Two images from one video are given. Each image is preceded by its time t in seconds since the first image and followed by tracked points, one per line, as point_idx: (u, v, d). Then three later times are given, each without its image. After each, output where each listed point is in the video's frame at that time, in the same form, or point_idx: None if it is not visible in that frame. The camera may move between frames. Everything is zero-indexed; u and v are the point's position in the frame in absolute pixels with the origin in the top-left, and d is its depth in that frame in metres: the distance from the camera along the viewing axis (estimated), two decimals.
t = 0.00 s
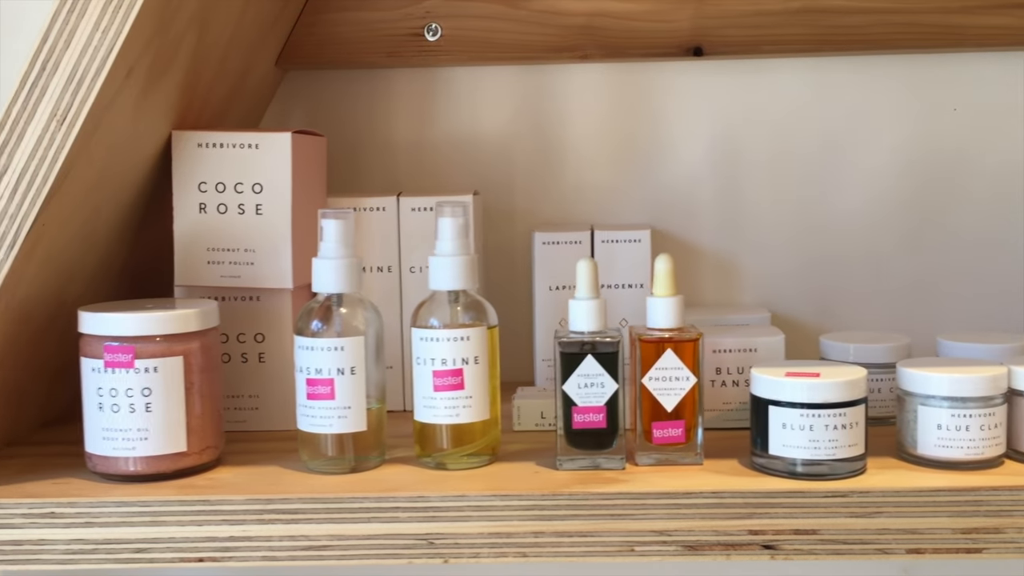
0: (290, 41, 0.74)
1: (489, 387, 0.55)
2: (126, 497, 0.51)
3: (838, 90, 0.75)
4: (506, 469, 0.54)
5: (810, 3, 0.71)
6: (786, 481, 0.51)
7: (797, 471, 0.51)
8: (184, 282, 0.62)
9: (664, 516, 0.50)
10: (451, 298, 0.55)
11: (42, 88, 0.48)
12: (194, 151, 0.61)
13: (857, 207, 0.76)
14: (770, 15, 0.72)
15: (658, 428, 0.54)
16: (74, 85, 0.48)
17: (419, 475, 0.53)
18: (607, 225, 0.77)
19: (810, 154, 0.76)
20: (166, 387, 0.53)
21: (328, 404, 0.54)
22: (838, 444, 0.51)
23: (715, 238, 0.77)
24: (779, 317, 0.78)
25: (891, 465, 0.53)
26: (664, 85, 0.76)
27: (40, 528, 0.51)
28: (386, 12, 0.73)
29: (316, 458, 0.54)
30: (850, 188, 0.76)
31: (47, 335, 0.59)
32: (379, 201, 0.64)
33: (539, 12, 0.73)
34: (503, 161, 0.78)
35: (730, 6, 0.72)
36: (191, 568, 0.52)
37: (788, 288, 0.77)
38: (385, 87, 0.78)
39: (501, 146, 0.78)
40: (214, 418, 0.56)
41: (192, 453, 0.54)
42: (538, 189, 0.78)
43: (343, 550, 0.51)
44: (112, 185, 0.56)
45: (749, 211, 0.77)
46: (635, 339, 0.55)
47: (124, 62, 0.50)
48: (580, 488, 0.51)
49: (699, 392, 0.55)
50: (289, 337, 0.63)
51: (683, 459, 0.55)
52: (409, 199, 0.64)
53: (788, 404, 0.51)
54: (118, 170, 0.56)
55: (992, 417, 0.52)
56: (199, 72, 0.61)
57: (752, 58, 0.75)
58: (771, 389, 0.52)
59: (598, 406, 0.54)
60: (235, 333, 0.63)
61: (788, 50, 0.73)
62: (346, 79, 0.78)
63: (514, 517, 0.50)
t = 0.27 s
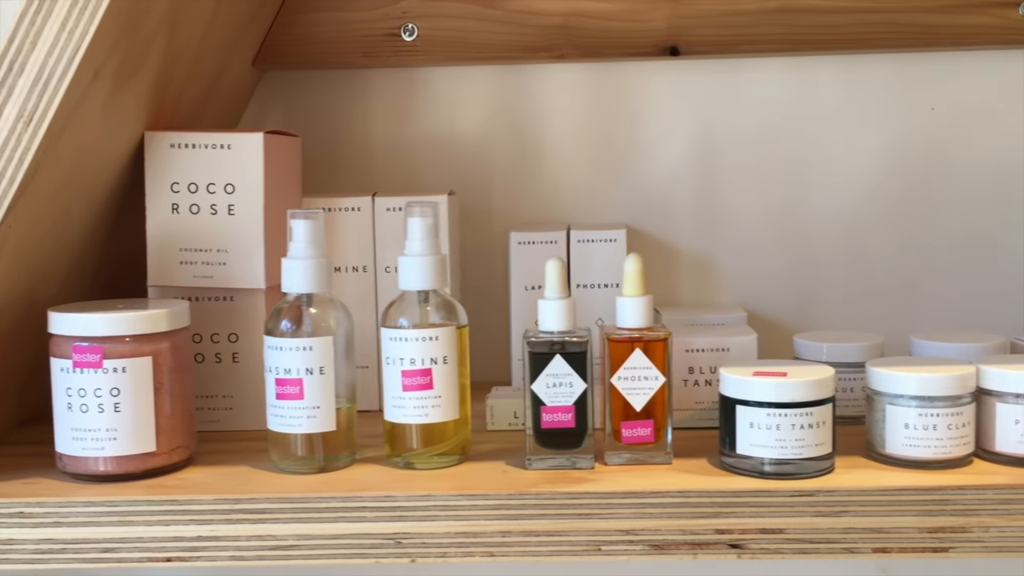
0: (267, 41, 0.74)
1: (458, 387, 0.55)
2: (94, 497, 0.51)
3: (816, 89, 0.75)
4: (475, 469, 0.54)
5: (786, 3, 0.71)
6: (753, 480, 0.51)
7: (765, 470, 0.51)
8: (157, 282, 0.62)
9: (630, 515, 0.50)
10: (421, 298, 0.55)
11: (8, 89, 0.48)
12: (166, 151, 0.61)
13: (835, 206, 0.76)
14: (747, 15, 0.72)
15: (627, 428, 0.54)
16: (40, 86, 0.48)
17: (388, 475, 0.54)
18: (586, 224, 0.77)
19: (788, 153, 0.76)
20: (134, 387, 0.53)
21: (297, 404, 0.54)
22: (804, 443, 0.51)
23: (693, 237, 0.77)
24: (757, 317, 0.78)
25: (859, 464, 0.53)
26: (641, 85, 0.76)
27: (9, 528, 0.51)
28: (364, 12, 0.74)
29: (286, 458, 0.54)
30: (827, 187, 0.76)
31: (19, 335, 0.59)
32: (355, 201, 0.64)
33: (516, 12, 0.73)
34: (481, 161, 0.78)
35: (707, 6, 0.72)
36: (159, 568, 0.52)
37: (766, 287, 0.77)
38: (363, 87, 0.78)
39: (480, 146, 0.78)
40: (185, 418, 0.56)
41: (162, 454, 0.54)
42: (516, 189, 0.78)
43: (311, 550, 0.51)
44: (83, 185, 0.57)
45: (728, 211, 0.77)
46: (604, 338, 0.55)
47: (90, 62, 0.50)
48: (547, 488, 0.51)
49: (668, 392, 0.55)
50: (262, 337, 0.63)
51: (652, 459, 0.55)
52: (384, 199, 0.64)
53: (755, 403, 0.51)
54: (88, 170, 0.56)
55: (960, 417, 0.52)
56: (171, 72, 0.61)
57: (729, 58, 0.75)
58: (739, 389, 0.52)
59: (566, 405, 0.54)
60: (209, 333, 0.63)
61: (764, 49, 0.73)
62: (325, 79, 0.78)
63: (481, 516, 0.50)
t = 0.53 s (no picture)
0: (246, 41, 0.74)
1: (430, 387, 0.55)
2: (63, 496, 0.51)
3: (794, 90, 0.76)
4: (446, 469, 0.54)
5: (763, 4, 0.72)
6: (720, 480, 0.51)
7: (733, 470, 0.51)
8: (132, 282, 0.62)
9: (598, 515, 0.50)
10: (392, 298, 0.56)
11: None
12: (141, 152, 0.61)
13: (814, 206, 0.76)
14: (724, 16, 0.72)
15: (597, 428, 0.55)
16: (11, 86, 0.49)
17: (359, 475, 0.54)
18: (565, 225, 0.78)
19: (767, 154, 0.76)
20: (105, 387, 0.53)
21: (267, 404, 0.54)
22: (772, 443, 0.51)
23: (672, 237, 0.77)
24: (736, 316, 0.78)
25: (828, 464, 0.54)
26: (620, 85, 0.76)
27: None
28: (342, 13, 0.74)
29: (257, 459, 0.55)
30: (806, 187, 0.76)
31: None
32: (332, 202, 0.65)
33: (494, 13, 0.73)
34: (460, 161, 0.78)
35: (684, 7, 0.72)
36: (129, 567, 0.52)
37: (745, 287, 0.77)
38: (343, 88, 0.78)
39: (459, 146, 0.78)
40: (157, 418, 0.56)
41: (133, 453, 0.54)
42: (495, 189, 0.78)
43: (280, 549, 0.51)
44: (57, 185, 0.57)
45: (707, 210, 0.77)
46: (575, 338, 0.55)
47: (60, 62, 0.50)
48: (516, 487, 0.51)
49: (638, 392, 0.55)
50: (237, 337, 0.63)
51: (621, 458, 0.55)
52: (361, 199, 0.65)
53: (723, 403, 0.51)
54: (62, 169, 0.56)
55: (928, 417, 0.52)
56: (147, 72, 0.61)
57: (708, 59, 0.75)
58: (708, 389, 0.52)
59: (536, 405, 0.54)
60: (184, 333, 0.63)
61: (741, 50, 0.73)
62: (305, 79, 0.78)
63: (450, 516, 0.50)
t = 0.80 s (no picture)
0: (225, 42, 0.74)
1: (402, 388, 0.56)
2: (35, 496, 0.51)
3: (773, 92, 0.76)
4: (418, 469, 0.55)
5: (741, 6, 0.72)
6: (689, 481, 0.51)
7: (701, 471, 0.52)
8: (108, 283, 0.62)
9: (567, 515, 0.50)
10: (365, 299, 0.56)
11: None
12: (117, 153, 0.61)
13: (793, 208, 0.77)
14: (702, 18, 0.72)
15: (568, 429, 0.55)
16: None
17: (331, 475, 0.54)
18: (545, 226, 0.78)
19: (746, 156, 0.76)
20: (77, 387, 0.53)
21: (239, 404, 0.54)
22: (740, 444, 0.51)
23: (652, 238, 0.78)
24: (716, 317, 0.78)
25: (798, 465, 0.54)
26: (600, 86, 0.77)
27: None
28: (322, 14, 0.74)
29: (230, 459, 0.55)
30: (785, 189, 0.77)
31: None
32: (310, 203, 0.65)
33: (473, 15, 0.73)
34: (441, 162, 0.78)
35: (662, 10, 0.72)
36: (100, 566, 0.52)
37: (725, 288, 0.78)
38: (324, 89, 0.78)
39: (440, 147, 0.78)
40: (130, 418, 0.56)
41: (106, 453, 0.55)
42: (475, 189, 0.78)
43: (250, 549, 0.51)
44: (32, 185, 0.57)
45: (686, 212, 0.77)
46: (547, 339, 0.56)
47: (32, 63, 0.50)
48: (485, 488, 0.51)
49: (609, 393, 0.55)
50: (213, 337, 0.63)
51: (592, 459, 0.55)
52: (339, 200, 0.65)
53: (691, 404, 0.52)
54: (36, 170, 0.57)
55: (896, 418, 0.52)
56: (123, 73, 0.62)
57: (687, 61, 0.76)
58: (677, 390, 0.52)
59: (507, 406, 0.54)
60: (162, 333, 0.63)
61: (719, 53, 0.73)
62: (286, 80, 0.78)
63: (420, 516, 0.51)
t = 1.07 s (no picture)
0: (206, 44, 0.74)
1: (374, 390, 0.56)
2: (6, 497, 0.51)
3: (752, 95, 0.76)
4: (390, 471, 0.55)
5: (719, 10, 0.72)
6: (658, 483, 0.52)
7: (671, 474, 0.52)
8: (85, 284, 0.62)
9: (536, 517, 0.51)
10: (338, 301, 0.56)
11: None
12: (93, 155, 0.61)
13: (771, 211, 0.77)
14: (680, 21, 0.73)
15: (540, 431, 0.55)
16: None
17: (303, 476, 0.54)
18: (525, 227, 0.78)
19: (725, 158, 0.77)
20: (50, 388, 0.53)
21: (211, 406, 0.54)
22: (710, 446, 0.51)
23: (631, 240, 0.78)
24: (695, 319, 0.78)
25: (768, 468, 0.54)
26: (580, 89, 0.77)
27: None
28: (303, 16, 0.74)
29: (202, 459, 0.55)
30: (764, 192, 0.77)
31: None
32: (287, 205, 0.65)
33: (453, 17, 0.73)
34: (421, 163, 0.78)
35: (640, 13, 0.73)
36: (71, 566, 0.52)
37: (703, 290, 0.78)
38: (305, 90, 0.78)
39: (420, 148, 0.78)
40: (103, 418, 0.56)
41: (79, 454, 0.55)
42: (455, 191, 0.78)
43: (220, 550, 0.51)
44: (7, 186, 0.57)
45: (665, 214, 0.77)
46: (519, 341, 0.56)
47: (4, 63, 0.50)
48: (455, 489, 0.51)
49: (581, 394, 0.56)
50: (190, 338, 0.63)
51: (564, 461, 0.55)
52: (317, 202, 0.65)
53: (661, 406, 0.52)
54: (11, 171, 0.57)
55: (865, 421, 0.52)
56: (100, 75, 0.62)
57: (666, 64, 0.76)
58: (646, 393, 0.52)
59: (478, 407, 0.54)
60: (139, 334, 0.64)
61: (698, 56, 0.73)
62: (267, 82, 0.78)
63: (389, 517, 0.51)
